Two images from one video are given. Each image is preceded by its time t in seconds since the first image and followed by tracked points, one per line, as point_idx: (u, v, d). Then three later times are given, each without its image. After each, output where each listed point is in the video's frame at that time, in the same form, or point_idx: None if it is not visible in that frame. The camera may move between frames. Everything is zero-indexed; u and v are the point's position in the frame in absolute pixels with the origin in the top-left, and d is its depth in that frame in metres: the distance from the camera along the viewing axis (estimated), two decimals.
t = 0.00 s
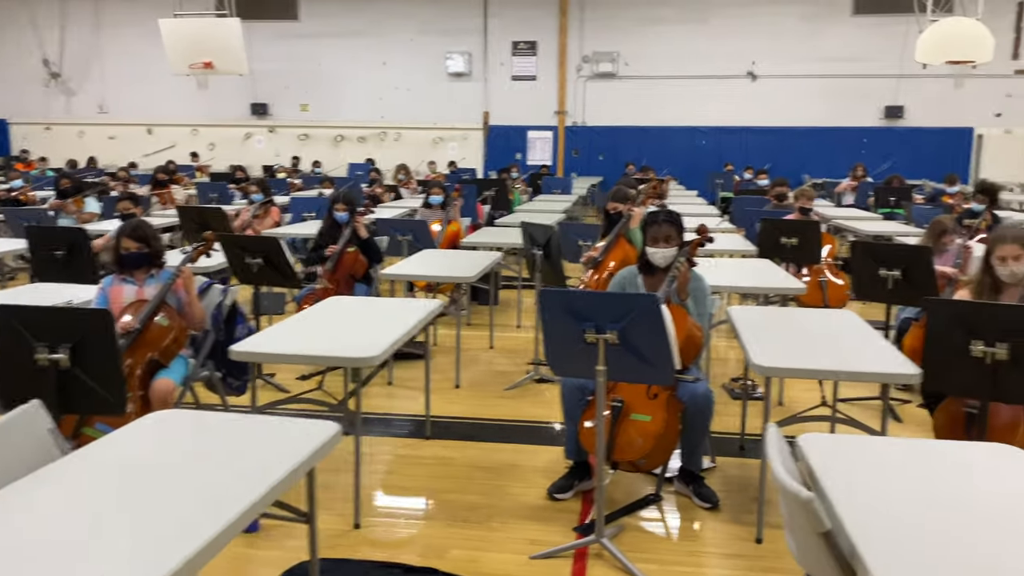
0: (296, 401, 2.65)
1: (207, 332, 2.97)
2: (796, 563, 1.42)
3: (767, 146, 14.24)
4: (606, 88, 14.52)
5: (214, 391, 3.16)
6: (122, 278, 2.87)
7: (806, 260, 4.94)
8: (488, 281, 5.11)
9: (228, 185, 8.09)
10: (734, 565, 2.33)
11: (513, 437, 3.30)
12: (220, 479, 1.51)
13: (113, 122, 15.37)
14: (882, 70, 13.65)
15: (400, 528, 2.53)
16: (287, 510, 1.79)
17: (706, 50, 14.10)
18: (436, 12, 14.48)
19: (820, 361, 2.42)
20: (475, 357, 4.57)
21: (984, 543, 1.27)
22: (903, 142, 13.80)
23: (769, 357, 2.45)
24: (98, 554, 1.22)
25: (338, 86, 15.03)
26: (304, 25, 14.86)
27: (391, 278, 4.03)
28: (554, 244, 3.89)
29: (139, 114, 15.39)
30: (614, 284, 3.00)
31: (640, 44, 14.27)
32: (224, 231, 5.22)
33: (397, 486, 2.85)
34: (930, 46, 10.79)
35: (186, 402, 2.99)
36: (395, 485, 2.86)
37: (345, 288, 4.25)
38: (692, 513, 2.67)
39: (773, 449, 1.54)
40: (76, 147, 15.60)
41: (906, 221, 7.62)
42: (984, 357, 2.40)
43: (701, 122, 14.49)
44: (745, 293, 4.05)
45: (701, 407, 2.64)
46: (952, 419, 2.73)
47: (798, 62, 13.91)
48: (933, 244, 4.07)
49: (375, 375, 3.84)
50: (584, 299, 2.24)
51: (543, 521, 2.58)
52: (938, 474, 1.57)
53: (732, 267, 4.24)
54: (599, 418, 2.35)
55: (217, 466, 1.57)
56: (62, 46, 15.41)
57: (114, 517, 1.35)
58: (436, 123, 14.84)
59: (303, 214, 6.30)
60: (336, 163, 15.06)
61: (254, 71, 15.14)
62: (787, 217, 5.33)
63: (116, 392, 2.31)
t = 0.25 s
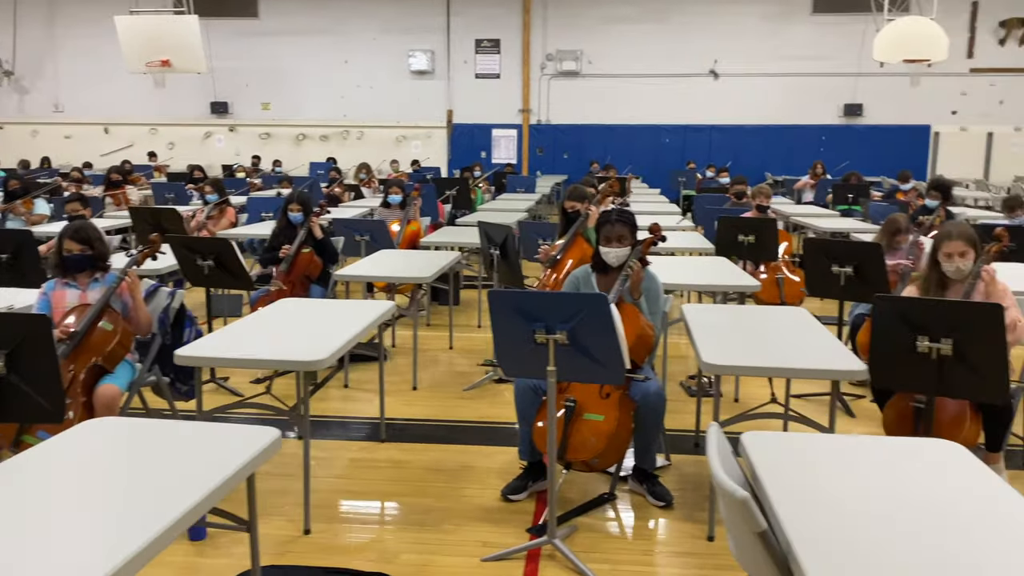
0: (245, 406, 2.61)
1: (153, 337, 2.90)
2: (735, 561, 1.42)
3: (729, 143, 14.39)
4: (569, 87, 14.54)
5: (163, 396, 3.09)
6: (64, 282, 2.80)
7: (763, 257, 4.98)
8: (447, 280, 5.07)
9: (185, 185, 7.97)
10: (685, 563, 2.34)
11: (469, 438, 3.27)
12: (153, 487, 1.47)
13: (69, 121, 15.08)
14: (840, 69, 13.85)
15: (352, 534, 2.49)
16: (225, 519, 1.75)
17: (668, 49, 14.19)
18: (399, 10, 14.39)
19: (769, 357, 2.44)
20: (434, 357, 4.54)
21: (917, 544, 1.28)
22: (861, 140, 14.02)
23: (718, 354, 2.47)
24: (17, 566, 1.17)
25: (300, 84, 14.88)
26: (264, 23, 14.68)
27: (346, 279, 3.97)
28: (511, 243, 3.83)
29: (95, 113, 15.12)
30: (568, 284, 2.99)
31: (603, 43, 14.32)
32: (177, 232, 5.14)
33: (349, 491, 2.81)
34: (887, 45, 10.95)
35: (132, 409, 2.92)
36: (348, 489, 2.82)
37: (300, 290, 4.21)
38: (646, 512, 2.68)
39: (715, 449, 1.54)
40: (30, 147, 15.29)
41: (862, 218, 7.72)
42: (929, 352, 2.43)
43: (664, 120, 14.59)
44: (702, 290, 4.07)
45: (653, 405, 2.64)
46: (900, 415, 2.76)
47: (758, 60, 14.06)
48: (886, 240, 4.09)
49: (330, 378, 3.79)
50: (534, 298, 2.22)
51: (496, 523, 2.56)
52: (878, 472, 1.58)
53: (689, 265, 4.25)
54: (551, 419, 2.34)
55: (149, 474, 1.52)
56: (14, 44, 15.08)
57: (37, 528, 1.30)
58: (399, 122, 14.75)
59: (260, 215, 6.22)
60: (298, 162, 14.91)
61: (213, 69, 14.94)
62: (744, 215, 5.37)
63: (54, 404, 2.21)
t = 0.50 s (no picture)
0: (205, 404, 2.59)
1: (113, 335, 2.88)
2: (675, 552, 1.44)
3: (704, 139, 14.47)
4: (546, 82, 14.53)
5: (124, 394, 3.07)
6: (21, 280, 2.77)
7: (731, 252, 5.03)
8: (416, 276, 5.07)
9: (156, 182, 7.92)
10: (644, 556, 2.36)
11: (435, 433, 3.27)
12: (96, 485, 1.46)
13: (40, 118, 14.89)
14: (814, 64, 13.96)
15: (314, 531, 2.49)
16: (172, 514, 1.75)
17: (644, 45, 14.23)
18: (374, 5, 14.33)
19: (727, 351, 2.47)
20: (404, 353, 4.53)
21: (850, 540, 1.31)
22: (835, 135, 14.15)
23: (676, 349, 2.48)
24: None
25: (275, 80, 14.78)
26: (238, 18, 14.56)
27: (312, 276, 3.95)
28: (477, 239, 3.84)
29: (68, 109, 14.97)
30: (531, 279, 2.99)
31: (579, 39, 14.33)
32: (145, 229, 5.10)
33: (311, 489, 2.80)
34: (859, 40, 11.03)
35: (93, 407, 2.90)
36: (310, 487, 2.81)
37: (268, 287, 4.19)
38: (607, 505, 2.69)
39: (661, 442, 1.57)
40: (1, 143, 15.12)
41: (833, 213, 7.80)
42: (883, 345, 2.46)
43: (640, 116, 14.64)
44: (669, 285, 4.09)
45: (613, 398, 2.66)
46: (855, 410, 2.80)
47: (733, 56, 14.12)
48: (850, 233, 4.09)
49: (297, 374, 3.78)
50: (492, 293, 2.22)
51: (457, 519, 2.57)
52: (820, 465, 1.62)
53: (656, 259, 4.28)
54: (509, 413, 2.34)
55: (94, 472, 1.52)
56: None
57: None
58: (375, 118, 14.69)
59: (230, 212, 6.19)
60: (273, 159, 14.83)
61: (187, 65, 14.80)
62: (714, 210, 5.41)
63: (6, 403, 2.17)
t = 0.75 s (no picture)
0: (170, 394, 2.59)
1: (83, 327, 2.89)
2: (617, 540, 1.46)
3: (694, 132, 14.49)
4: (536, 75, 14.51)
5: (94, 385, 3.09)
6: None
7: (710, 244, 5.05)
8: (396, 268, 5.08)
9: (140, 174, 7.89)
10: (605, 543, 2.39)
11: (406, 424, 3.30)
12: (47, 472, 1.47)
13: (28, 109, 14.83)
14: (803, 58, 13.98)
15: (279, 519, 2.51)
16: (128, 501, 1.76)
17: (633, 37, 14.23)
18: None
19: (688, 342, 2.49)
20: (381, 345, 4.55)
21: (781, 526, 1.34)
22: (824, 128, 14.17)
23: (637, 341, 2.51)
24: None
25: (264, 72, 14.73)
26: (227, 10, 14.50)
27: (288, 268, 3.96)
28: (453, 230, 3.85)
29: (56, 102, 14.88)
30: (500, 271, 3.00)
31: (569, 31, 14.31)
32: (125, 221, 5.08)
33: (280, 479, 2.82)
34: (847, 33, 11.03)
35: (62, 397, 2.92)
36: (279, 477, 2.83)
37: (244, 279, 4.20)
38: (573, 494, 2.72)
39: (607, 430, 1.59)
40: None
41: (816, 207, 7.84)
42: (843, 335, 2.48)
43: (630, 109, 14.66)
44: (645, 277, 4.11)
45: (578, 388, 2.68)
46: (816, 406, 2.84)
47: (723, 48, 14.13)
48: (825, 226, 4.10)
49: (273, 366, 3.80)
50: (451, 285, 2.23)
51: (423, 508, 2.59)
52: (766, 453, 1.65)
53: (633, 251, 4.30)
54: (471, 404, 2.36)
55: (46, 459, 1.53)
56: None
57: None
58: (365, 110, 14.64)
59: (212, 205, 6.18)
60: (262, 151, 14.77)
61: (175, 57, 14.74)
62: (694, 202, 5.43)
63: None
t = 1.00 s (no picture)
0: (147, 381, 2.63)
1: (63, 315, 2.92)
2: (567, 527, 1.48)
3: (693, 123, 14.48)
4: (534, 66, 14.49)
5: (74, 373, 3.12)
6: None
7: (697, 235, 5.07)
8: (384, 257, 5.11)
9: (135, 163, 7.92)
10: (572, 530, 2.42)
11: (385, 413, 3.33)
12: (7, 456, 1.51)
13: (28, 99, 14.87)
14: (802, 49, 13.95)
15: (252, 505, 2.55)
16: (94, 486, 1.80)
17: (632, 28, 14.20)
18: None
19: (657, 333, 2.52)
20: (367, 334, 4.58)
21: (722, 513, 1.35)
22: (824, 119, 14.15)
23: (607, 331, 2.54)
24: None
25: (264, 62, 14.74)
26: None
27: (273, 257, 3.99)
28: (436, 220, 3.86)
29: (55, 91, 14.90)
30: (478, 261, 3.03)
31: (567, 21, 14.28)
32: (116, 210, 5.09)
33: (256, 465, 2.86)
34: (845, 24, 10.98)
35: (42, 385, 2.95)
36: (255, 464, 2.87)
37: (230, 268, 4.23)
38: (545, 481, 2.75)
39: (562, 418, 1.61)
40: None
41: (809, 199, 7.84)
42: (812, 326, 2.51)
43: (629, 100, 14.64)
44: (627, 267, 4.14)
45: (551, 376, 2.71)
46: (790, 397, 2.82)
47: (722, 40, 14.10)
48: (806, 217, 4.12)
49: (257, 354, 3.83)
50: (420, 275, 2.26)
51: (395, 495, 2.63)
52: (722, 441, 1.65)
53: (616, 242, 4.32)
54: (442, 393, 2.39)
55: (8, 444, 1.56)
56: None
57: None
58: (364, 101, 14.63)
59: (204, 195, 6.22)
60: (262, 141, 14.77)
61: (174, 46, 14.73)
62: (682, 194, 5.44)
63: None
